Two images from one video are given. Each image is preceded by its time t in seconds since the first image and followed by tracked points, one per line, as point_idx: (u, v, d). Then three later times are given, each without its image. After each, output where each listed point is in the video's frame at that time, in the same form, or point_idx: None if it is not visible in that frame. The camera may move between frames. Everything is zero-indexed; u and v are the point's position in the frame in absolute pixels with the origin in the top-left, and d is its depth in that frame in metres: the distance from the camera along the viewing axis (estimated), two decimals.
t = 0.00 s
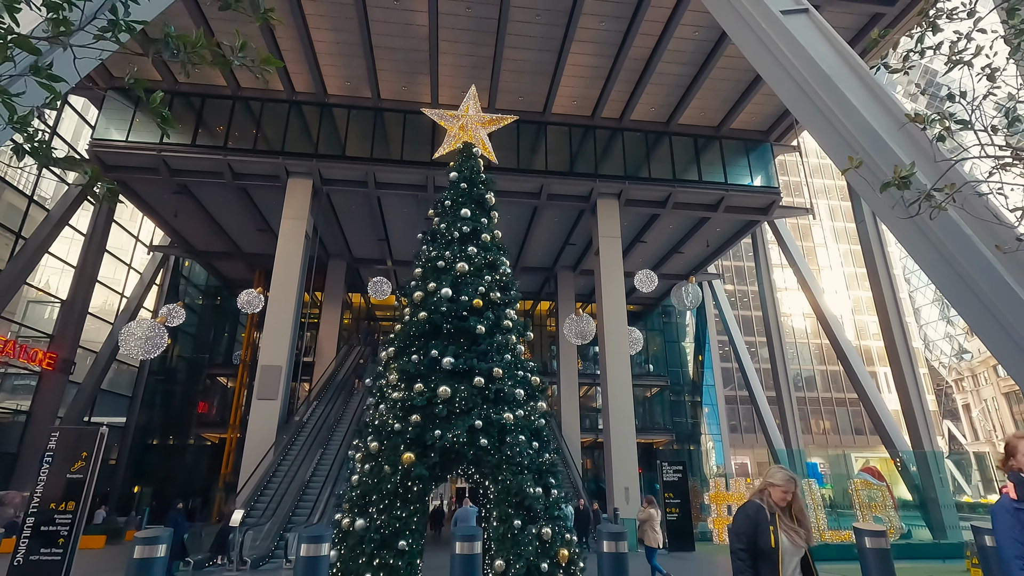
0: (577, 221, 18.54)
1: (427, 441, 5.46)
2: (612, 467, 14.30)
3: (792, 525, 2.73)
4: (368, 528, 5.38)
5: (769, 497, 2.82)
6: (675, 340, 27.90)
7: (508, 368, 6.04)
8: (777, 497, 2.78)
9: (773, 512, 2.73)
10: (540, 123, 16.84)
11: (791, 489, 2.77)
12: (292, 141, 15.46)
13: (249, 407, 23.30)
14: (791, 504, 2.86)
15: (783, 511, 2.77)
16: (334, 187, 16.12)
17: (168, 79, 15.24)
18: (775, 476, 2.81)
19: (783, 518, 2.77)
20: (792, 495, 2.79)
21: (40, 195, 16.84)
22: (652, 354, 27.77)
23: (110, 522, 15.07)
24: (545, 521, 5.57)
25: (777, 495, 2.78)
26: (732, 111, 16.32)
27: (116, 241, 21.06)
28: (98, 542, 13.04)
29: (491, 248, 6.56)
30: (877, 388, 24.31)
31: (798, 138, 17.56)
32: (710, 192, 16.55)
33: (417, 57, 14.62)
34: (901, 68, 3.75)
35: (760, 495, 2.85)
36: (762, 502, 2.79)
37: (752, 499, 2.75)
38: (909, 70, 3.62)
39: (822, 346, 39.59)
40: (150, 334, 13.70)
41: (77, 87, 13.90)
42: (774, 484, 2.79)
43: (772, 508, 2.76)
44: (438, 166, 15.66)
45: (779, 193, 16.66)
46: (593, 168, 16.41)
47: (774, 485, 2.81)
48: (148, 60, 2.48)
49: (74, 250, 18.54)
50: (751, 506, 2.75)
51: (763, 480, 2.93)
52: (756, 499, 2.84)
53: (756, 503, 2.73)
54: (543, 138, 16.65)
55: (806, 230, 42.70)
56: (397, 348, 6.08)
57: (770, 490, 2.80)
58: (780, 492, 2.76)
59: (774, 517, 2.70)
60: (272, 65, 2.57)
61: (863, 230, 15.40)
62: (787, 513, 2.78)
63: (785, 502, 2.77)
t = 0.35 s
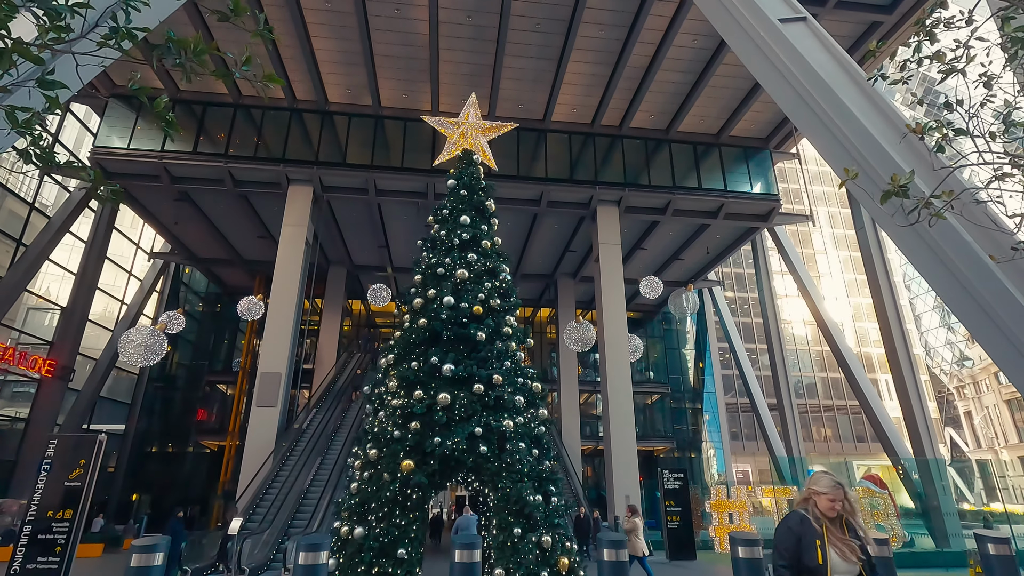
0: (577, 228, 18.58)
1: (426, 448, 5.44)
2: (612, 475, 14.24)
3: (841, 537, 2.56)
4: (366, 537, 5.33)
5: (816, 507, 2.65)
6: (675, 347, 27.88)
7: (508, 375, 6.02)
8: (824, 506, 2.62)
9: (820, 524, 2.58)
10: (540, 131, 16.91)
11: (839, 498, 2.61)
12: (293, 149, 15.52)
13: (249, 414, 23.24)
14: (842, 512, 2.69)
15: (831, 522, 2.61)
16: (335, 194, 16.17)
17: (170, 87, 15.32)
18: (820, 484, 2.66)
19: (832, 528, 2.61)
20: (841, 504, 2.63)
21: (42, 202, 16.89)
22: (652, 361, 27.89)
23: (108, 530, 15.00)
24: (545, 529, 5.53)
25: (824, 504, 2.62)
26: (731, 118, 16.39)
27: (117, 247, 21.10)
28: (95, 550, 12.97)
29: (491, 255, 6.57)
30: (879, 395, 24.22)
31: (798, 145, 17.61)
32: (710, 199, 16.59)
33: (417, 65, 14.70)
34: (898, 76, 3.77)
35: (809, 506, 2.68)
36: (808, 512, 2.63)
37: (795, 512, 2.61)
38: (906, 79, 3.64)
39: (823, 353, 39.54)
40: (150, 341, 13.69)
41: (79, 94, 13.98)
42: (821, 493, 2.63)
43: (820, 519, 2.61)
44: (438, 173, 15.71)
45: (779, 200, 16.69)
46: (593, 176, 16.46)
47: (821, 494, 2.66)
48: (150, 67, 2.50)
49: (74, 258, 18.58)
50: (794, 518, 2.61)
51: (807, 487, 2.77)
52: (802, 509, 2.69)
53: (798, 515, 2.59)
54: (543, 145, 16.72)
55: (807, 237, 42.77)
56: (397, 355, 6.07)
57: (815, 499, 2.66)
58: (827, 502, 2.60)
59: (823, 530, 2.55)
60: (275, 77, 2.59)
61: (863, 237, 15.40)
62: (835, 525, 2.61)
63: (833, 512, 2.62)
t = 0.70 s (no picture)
0: (577, 234, 18.61)
1: (426, 454, 5.42)
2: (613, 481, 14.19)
3: (893, 533, 2.35)
4: (366, 544, 5.32)
5: (861, 500, 2.46)
6: (676, 353, 27.87)
7: (508, 380, 6.00)
8: (870, 499, 2.43)
9: (869, 518, 2.36)
10: (540, 137, 16.96)
11: (885, 489, 2.42)
12: (294, 155, 15.57)
13: (248, 420, 23.19)
14: (889, 508, 2.49)
15: (880, 516, 2.41)
16: (335, 200, 16.20)
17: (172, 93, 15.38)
18: (864, 474, 2.48)
19: (882, 524, 2.39)
20: (888, 497, 2.44)
21: (43, 208, 16.93)
22: (652, 367, 27.88)
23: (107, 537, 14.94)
24: (545, 536, 5.50)
25: (870, 496, 2.43)
26: (730, 125, 16.44)
27: (117, 253, 21.12)
28: (93, 557, 12.93)
29: (491, 260, 6.57)
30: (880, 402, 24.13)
31: (797, 151, 17.66)
32: (710, 205, 16.61)
33: (417, 72, 14.76)
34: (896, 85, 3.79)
35: (853, 499, 2.47)
36: (851, 505, 2.43)
37: (841, 506, 2.41)
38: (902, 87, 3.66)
39: (823, 359, 39.49)
40: (150, 347, 13.68)
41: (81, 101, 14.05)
42: (866, 484, 2.45)
43: (867, 513, 2.40)
44: (438, 179, 15.74)
45: (779, 206, 16.71)
46: (593, 182, 16.49)
47: (865, 486, 2.47)
48: (150, 75, 2.50)
49: (75, 263, 18.61)
50: (840, 515, 2.40)
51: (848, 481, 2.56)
52: (844, 503, 2.48)
53: (844, 510, 2.38)
54: (543, 151, 16.77)
55: (807, 243, 42.85)
56: (396, 361, 6.07)
57: (859, 492, 2.46)
58: (874, 493, 2.41)
59: (874, 524, 2.33)
60: (274, 78, 2.58)
61: (862, 243, 15.39)
62: (885, 520, 2.41)
63: (880, 504, 2.42)
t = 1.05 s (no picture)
0: (577, 239, 18.63)
1: (426, 459, 5.40)
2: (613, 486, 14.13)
3: (968, 546, 2.28)
4: (366, 549, 5.30)
5: (932, 513, 2.41)
6: (676, 358, 27.86)
7: (509, 385, 5.98)
8: (940, 510, 2.38)
9: (941, 532, 2.32)
10: (541, 142, 17.01)
11: (959, 498, 2.35)
12: (295, 160, 15.61)
13: (248, 425, 23.15)
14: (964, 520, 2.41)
15: (952, 528, 2.35)
16: (336, 205, 16.23)
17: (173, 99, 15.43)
18: (930, 481, 2.44)
19: (955, 537, 2.33)
20: (962, 507, 2.37)
21: (44, 213, 16.96)
22: (652, 371, 27.87)
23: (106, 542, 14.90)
24: (545, 542, 5.48)
25: (941, 507, 2.38)
26: (730, 130, 16.49)
27: (118, 258, 21.14)
28: (93, 563, 12.91)
29: (492, 265, 6.56)
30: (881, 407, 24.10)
31: (797, 156, 17.69)
32: (710, 210, 16.62)
33: (418, 77, 14.82)
34: (895, 86, 3.79)
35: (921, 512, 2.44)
36: (921, 520, 2.39)
37: (908, 521, 2.38)
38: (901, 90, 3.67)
39: (824, 363, 39.45)
40: (150, 352, 13.67)
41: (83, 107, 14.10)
42: (934, 493, 2.40)
43: (938, 526, 2.35)
44: (438, 184, 15.78)
45: (779, 211, 16.73)
46: (593, 187, 16.52)
47: (935, 494, 2.41)
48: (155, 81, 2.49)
49: (76, 268, 18.63)
50: (908, 529, 2.37)
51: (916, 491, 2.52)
52: (913, 517, 2.46)
53: (910, 526, 2.36)
54: (543, 156, 16.81)
55: (807, 247, 42.92)
56: (397, 365, 6.06)
57: (927, 502, 2.43)
58: (943, 505, 2.36)
59: (946, 538, 2.29)
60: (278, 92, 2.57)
61: (863, 247, 15.41)
62: (958, 533, 2.34)
63: (953, 515, 2.36)
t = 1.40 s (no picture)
0: (578, 242, 18.64)
1: (427, 463, 5.39)
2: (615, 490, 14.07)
3: None
4: (366, 553, 5.28)
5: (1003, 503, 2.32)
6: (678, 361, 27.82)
7: (510, 388, 5.96)
8: (1015, 501, 2.28)
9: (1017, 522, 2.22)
10: (541, 146, 17.04)
11: None
12: (296, 164, 15.66)
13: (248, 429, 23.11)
14: None
15: None
16: (337, 208, 16.26)
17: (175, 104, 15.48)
18: (1002, 468, 2.36)
19: None
20: None
21: (47, 217, 16.99)
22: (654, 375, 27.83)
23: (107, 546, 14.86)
24: (547, 546, 5.42)
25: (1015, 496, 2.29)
26: (731, 133, 16.51)
27: (120, 262, 21.16)
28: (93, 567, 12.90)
29: (493, 269, 6.56)
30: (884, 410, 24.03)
31: (798, 159, 17.70)
32: (711, 213, 16.60)
33: (419, 81, 14.87)
34: (894, 89, 3.78)
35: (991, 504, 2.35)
36: (991, 510, 2.31)
37: (977, 511, 2.30)
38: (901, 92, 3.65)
39: (826, 366, 39.37)
40: (151, 355, 13.66)
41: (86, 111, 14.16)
42: (1008, 481, 2.31)
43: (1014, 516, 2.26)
44: (439, 188, 15.79)
45: (780, 214, 16.72)
46: (594, 190, 16.53)
47: (1008, 482, 2.32)
48: (155, 84, 2.49)
49: (78, 272, 18.66)
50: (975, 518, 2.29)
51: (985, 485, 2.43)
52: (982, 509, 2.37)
53: (978, 515, 2.28)
54: (544, 160, 16.84)
55: (808, 251, 42.92)
56: (398, 369, 6.07)
57: (999, 492, 2.34)
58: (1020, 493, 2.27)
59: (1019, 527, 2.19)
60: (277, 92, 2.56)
61: (864, 250, 15.38)
62: None
63: None
